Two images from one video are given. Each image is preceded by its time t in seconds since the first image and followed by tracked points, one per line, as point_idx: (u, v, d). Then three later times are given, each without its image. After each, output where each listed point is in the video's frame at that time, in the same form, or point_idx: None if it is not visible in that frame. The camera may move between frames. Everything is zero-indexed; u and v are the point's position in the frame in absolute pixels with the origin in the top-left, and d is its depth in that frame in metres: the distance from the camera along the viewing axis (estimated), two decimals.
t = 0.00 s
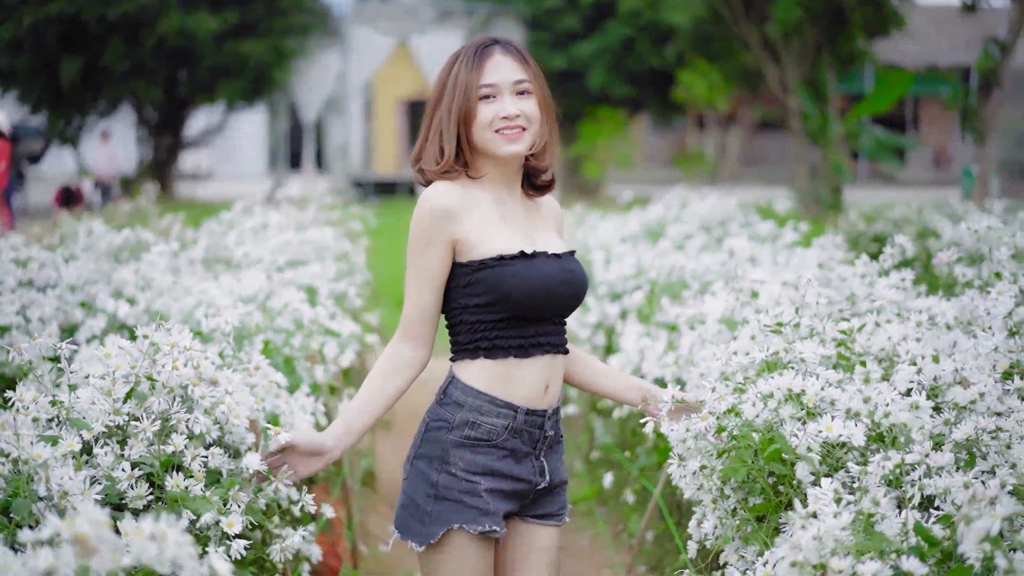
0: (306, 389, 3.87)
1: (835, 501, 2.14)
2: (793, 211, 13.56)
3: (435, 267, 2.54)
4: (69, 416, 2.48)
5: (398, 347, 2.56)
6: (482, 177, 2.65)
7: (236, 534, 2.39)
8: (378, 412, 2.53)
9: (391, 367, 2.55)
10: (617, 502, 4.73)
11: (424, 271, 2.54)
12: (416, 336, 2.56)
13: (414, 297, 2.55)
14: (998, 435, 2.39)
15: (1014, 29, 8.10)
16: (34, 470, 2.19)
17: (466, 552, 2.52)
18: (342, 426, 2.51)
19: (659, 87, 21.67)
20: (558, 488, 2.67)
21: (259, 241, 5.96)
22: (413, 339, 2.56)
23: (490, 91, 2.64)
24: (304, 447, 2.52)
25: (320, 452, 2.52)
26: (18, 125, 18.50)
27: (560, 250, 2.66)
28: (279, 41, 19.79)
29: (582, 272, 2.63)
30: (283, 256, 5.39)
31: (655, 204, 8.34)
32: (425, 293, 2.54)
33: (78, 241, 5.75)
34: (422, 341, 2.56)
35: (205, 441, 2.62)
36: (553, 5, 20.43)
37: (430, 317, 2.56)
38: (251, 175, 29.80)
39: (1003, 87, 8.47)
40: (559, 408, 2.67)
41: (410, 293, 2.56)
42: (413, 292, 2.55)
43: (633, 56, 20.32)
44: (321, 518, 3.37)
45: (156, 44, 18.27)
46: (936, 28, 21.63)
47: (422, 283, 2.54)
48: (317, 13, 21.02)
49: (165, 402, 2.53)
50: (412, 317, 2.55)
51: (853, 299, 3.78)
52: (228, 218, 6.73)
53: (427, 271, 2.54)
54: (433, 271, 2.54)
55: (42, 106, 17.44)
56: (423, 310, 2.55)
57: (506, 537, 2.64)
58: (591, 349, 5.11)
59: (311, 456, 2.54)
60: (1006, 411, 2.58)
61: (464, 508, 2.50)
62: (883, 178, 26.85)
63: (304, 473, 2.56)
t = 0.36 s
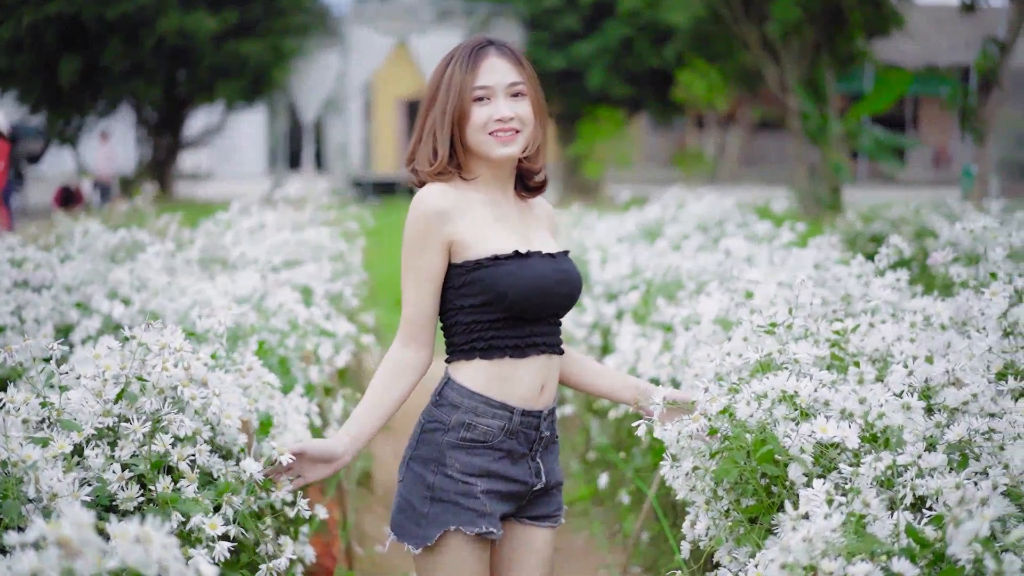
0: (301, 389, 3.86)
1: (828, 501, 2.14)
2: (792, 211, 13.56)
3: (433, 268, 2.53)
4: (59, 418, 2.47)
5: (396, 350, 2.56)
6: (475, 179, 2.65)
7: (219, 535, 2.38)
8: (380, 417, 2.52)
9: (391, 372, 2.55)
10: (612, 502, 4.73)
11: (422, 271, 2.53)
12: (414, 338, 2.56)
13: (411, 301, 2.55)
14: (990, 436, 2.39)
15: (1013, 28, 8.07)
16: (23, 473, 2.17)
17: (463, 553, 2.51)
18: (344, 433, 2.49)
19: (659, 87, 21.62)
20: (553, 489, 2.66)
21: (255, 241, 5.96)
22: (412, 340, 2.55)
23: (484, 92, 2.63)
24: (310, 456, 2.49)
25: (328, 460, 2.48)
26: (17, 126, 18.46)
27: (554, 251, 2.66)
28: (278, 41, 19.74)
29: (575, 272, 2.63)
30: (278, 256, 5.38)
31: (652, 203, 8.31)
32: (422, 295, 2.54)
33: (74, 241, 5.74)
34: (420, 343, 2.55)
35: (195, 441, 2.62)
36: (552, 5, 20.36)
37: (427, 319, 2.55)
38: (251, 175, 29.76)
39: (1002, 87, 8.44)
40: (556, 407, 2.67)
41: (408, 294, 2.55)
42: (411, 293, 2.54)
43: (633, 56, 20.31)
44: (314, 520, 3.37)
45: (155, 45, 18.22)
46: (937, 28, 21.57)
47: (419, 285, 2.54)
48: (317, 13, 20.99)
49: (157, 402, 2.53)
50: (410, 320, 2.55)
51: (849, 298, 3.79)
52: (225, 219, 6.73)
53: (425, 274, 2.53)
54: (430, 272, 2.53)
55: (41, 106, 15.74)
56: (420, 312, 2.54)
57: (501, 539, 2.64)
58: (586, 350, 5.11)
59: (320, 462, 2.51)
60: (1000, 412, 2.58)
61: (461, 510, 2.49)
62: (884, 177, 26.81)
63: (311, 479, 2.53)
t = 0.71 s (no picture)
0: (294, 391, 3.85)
1: (817, 502, 2.14)
2: (790, 210, 13.55)
3: (426, 269, 2.52)
4: (48, 419, 2.46)
5: (389, 352, 2.54)
6: (468, 181, 2.65)
7: (215, 537, 2.41)
8: (372, 418, 2.49)
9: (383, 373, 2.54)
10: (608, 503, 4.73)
11: (416, 272, 2.52)
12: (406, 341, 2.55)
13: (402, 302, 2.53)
14: (982, 437, 2.39)
15: (1012, 29, 8.06)
16: (8, 474, 2.17)
17: (460, 556, 2.50)
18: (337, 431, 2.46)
19: (658, 87, 21.61)
20: (548, 490, 2.66)
21: (251, 242, 5.95)
22: (407, 342, 2.53)
23: (479, 95, 2.63)
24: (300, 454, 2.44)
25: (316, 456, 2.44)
26: (16, 126, 18.42)
27: (546, 252, 2.65)
28: (278, 41, 19.76)
29: (568, 272, 2.63)
30: (273, 257, 5.37)
31: (650, 203, 8.30)
32: (416, 297, 2.52)
33: (69, 242, 5.74)
34: (413, 345, 2.54)
35: (185, 443, 2.62)
36: (552, 5, 20.35)
37: (421, 323, 2.54)
38: (251, 175, 29.76)
39: (1001, 87, 8.43)
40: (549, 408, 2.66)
41: (400, 296, 2.53)
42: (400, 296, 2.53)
43: (632, 56, 20.29)
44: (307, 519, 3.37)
45: (154, 45, 18.23)
46: (936, 28, 21.56)
47: (410, 287, 2.52)
48: (316, 13, 20.96)
49: (146, 404, 2.53)
50: (402, 322, 2.53)
51: (842, 299, 3.79)
52: (221, 219, 6.72)
53: (417, 276, 2.52)
54: (424, 275, 2.52)
55: (41, 106, 15.73)
56: (414, 313, 2.53)
57: (495, 541, 2.63)
58: (582, 350, 5.10)
59: (309, 462, 2.46)
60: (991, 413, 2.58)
61: (457, 512, 2.48)
62: (883, 177, 26.80)
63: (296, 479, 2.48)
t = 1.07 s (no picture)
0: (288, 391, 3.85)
1: (806, 504, 2.14)
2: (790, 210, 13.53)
3: (414, 273, 2.52)
4: (38, 420, 2.44)
5: (381, 354, 2.53)
6: (460, 186, 2.64)
7: (209, 537, 2.41)
8: (360, 416, 2.48)
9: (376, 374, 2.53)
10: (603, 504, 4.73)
11: (406, 276, 2.52)
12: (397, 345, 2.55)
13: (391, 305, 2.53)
14: (974, 438, 2.38)
15: (1011, 29, 8.05)
16: None
17: (454, 559, 2.48)
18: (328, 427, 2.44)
19: (658, 87, 21.59)
20: (543, 492, 2.65)
21: (247, 242, 5.95)
22: (397, 345, 2.53)
23: (487, 103, 2.59)
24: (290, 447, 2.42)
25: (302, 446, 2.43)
26: (15, 126, 18.36)
27: (538, 252, 2.65)
28: (277, 41, 19.71)
29: (559, 272, 2.62)
30: (269, 257, 5.38)
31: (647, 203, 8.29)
32: (404, 301, 2.52)
33: (65, 242, 5.74)
34: (403, 349, 2.53)
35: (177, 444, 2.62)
36: (551, 4, 20.32)
37: (411, 326, 2.53)
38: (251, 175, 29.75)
39: (1001, 87, 8.42)
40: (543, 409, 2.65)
41: (391, 298, 2.53)
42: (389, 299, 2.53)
43: (631, 56, 20.27)
44: (300, 519, 3.36)
45: (154, 45, 18.21)
46: (936, 27, 21.51)
47: (399, 290, 2.52)
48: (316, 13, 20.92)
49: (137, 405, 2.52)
50: (391, 326, 2.53)
51: (837, 299, 3.79)
52: (218, 219, 6.72)
53: (404, 279, 2.52)
54: (412, 278, 2.52)
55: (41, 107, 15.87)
56: (405, 315, 2.52)
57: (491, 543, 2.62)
58: (577, 351, 5.10)
59: (293, 455, 2.44)
60: (984, 413, 2.57)
61: (450, 514, 2.47)
62: (883, 177, 26.78)
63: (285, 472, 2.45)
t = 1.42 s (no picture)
0: (281, 392, 3.84)
1: (794, 506, 2.14)
2: (788, 211, 13.52)
3: (401, 279, 2.52)
4: (25, 421, 2.44)
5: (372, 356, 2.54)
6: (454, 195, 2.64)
7: (188, 538, 2.40)
8: (346, 416, 2.49)
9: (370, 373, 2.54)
10: (598, 505, 4.74)
11: (391, 280, 2.52)
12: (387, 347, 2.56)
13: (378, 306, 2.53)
14: (963, 440, 2.38)
15: (1009, 29, 8.05)
16: None
17: (446, 562, 2.47)
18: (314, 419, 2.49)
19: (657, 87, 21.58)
20: (535, 494, 2.64)
21: (242, 243, 5.94)
22: (384, 348, 2.53)
23: (494, 115, 2.57)
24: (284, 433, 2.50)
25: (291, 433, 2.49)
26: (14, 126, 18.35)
27: (525, 256, 2.64)
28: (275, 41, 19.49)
29: (546, 274, 2.62)
30: (263, 257, 5.37)
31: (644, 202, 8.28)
32: (390, 306, 2.52)
33: (60, 243, 5.74)
34: (390, 353, 2.53)
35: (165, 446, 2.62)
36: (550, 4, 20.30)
37: (400, 331, 2.53)
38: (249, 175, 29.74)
39: (999, 87, 8.41)
40: (533, 411, 2.64)
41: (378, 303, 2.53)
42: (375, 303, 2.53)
43: (631, 56, 20.27)
44: (291, 520, 3.36)
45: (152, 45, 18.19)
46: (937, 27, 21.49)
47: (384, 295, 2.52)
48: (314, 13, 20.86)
49: (123, 407, 2.52)
50: (379, 331, 2.53)
51: (829, 300, 3.80)
52: (213, 219, 6.72)
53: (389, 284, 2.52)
54: (397, 282, 2.52)
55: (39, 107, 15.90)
56: (393, 318, 2.52)
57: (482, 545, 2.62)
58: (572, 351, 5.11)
59: (285, 441, 2.50)
60: (972, 415, 2.57)
61: (440, 517, 2.47)
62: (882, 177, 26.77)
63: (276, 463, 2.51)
